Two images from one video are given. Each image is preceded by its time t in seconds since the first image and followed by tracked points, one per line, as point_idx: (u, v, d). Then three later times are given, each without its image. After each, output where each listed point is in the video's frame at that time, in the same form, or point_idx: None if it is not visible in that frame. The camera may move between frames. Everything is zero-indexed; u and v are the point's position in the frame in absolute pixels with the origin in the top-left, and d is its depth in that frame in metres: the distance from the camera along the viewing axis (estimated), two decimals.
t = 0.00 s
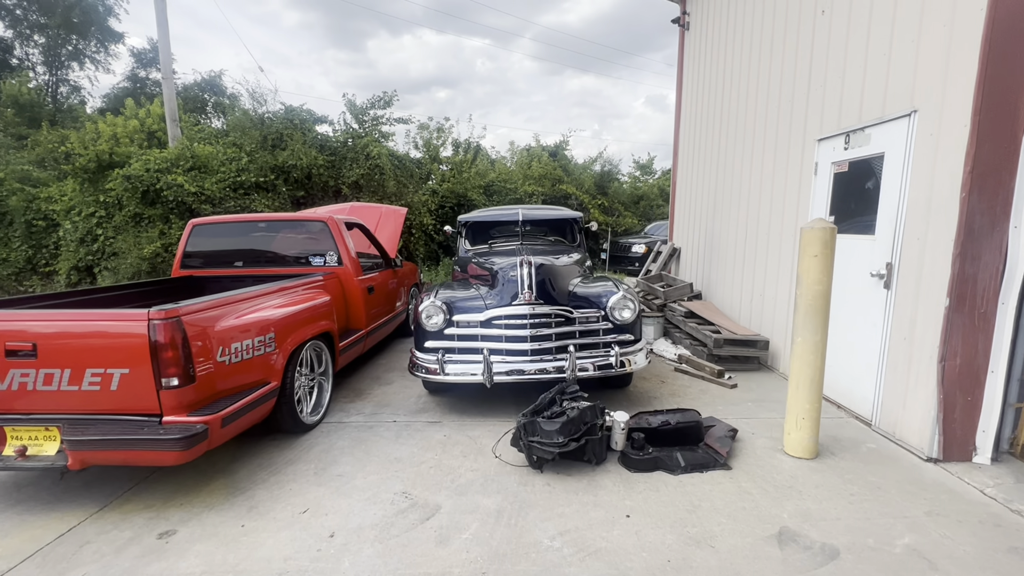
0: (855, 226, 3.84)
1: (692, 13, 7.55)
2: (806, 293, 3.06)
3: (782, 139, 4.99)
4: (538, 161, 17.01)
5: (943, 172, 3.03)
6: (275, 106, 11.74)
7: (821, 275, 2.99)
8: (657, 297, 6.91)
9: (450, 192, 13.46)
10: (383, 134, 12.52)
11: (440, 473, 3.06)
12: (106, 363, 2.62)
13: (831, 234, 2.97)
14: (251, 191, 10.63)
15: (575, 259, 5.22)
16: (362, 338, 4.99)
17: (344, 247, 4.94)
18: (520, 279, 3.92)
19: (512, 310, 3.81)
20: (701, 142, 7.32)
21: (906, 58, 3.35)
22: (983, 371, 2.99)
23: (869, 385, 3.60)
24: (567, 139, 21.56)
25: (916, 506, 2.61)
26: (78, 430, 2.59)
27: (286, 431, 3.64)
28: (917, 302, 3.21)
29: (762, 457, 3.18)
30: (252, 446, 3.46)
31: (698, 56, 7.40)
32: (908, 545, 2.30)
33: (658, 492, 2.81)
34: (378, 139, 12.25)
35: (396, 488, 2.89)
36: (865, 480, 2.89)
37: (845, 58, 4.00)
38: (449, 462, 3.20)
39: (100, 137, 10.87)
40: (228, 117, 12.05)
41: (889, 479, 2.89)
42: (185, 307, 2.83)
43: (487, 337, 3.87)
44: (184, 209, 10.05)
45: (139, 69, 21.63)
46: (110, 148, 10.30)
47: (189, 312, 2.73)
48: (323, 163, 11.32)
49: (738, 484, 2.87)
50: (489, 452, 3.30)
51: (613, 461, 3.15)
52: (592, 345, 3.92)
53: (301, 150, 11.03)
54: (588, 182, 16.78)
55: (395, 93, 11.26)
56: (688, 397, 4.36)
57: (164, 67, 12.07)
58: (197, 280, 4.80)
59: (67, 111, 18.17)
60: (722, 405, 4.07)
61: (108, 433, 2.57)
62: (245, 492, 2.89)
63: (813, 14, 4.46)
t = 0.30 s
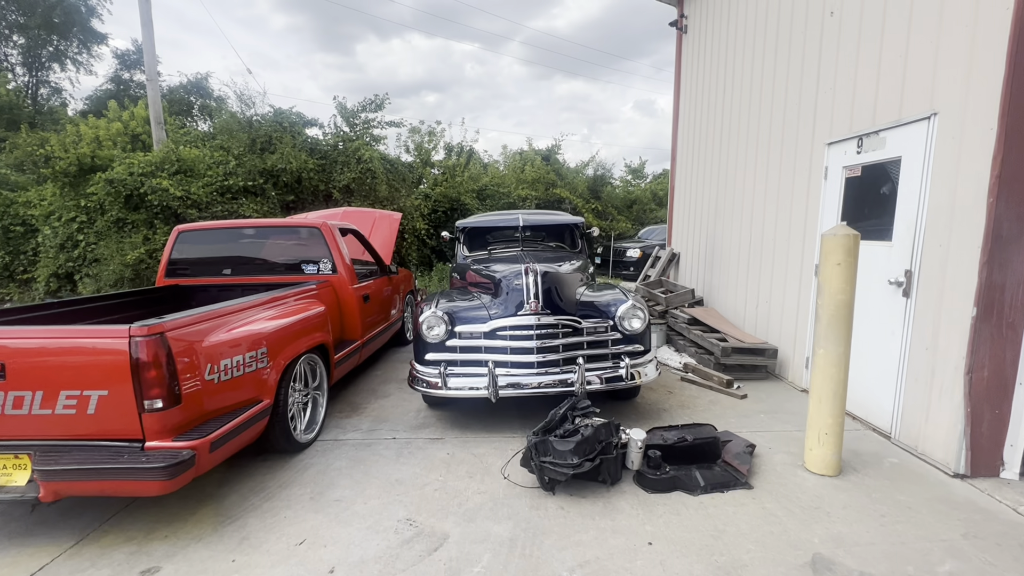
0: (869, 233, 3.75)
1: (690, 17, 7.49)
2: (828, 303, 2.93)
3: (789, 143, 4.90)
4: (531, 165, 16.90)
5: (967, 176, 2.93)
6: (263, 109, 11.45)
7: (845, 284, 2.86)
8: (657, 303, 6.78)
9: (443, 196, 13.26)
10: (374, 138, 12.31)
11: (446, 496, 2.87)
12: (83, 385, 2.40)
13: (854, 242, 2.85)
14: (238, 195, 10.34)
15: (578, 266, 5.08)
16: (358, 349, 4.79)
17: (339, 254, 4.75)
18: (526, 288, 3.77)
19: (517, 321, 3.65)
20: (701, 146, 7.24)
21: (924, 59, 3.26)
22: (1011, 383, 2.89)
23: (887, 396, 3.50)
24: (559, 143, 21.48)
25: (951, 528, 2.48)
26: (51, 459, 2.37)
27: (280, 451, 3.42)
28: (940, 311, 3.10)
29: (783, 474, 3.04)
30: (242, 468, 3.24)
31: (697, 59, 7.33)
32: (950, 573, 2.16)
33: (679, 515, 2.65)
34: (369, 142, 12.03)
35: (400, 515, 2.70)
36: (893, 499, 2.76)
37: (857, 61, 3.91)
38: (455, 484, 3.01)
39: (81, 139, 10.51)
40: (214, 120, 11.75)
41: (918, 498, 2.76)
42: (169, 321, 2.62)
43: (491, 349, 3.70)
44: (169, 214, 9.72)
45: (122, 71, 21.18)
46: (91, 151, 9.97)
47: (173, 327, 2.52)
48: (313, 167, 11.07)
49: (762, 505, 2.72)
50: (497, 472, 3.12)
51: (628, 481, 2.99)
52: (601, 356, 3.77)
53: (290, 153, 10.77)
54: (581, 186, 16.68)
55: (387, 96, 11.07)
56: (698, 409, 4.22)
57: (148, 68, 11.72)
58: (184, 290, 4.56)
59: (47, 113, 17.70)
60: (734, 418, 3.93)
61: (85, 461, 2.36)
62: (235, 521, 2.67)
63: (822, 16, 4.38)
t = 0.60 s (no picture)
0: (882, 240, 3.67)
1: (687, 18, 7.41)
2: (849, 313, 2.83)
3: (794, 146, 4.82)
4: (523, 167, 16.79)
5: (990, 183, 2.85)
6: (248, 109, 11.11)
7: (867, 295, 2.77)
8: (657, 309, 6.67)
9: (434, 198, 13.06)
10: (364, 139, 12.07)
11: (453, 522, 2.70)
12: (58, 410, 2.19)
13: (877, 251, 2.74)
14: (224, 197, 10.03)
15: (581, 272, 4.94)
16: (353, 359, 4.59)
17: (333, 261, 4.55)
18: (531, 297, 3.61)
19: (523, 331, 3.49)
20: (699, 149, 7.17)
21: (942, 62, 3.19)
22: None
23: (903, 407, 3.42)
24: (549, 144, 21.40)
25: (984, 550, 2.38)
26: (21, 492, 2.15)
27: (273, 472, 3.22)
28: (961, 320, 3.02)
29: (804, 492, 2.92)
30: (232, 492, 3.03)
31: (695, 62, 7.25)
32: None
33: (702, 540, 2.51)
34: (359, 144, 11.79)
35: (406, 544, 2.52)
36: (921, 518, 2.65)
37: (867, 64, 3.83)
38: (462, 507, 2.84)
39: (57, 139, 10.11)
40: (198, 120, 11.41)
41: (945, 516, 2.66)
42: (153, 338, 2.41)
43: (495, 361, 3.54)
44: (151, 217, 9.36)
45: (101, 69, 20.60)
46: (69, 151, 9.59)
47: (158, 345, 2.32)
48: (301, 168, 10.79)
49: (787, 527, 2.59)
50: (505, 493, 2.96)
51: (645, 501, 2.85)
52: (609, 368, 3.63)
53: (278, 154, 10.49)
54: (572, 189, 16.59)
55: (378, 97, 10.85)
56: (707, 420, 4.10)
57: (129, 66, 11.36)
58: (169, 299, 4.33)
59: (22, 112, 17.12)
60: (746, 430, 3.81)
61: (60, 494, 2.15)
62: (227, 553, 2.47)
63: (829, 18, 4.30)
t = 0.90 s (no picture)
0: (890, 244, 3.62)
1: (682, 18, 7.35)
2: (865, 322, 2.76)
3: (796, 148, 4.77)
4: (512, 167, 16.65)
5: (1008, 188, 2.80)
6: (231, 105, 10.77)
7: (885, 303, 2.69)
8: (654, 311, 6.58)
9: (424, 198, 12.85)
10: (352, 137, 11.81)
11: (459, 545, 2.55)
12: (27, 435, 1.99)
13: (897, 258, 2.66)
14: (206, 196, 9.71)
15: (581, 275, 4.82)
16: (346, 368, 4.42)
17: (325, 265, 4.37)
18: (535, 303, 3.48)
19: (527, 339, 3.36)
20: (695, 150, 7.11)
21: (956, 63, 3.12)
22: None
23: (914, 415, 3.36)
24: (537, 143, 21.29)
25: (1011, 567, 2.31)
26: None
27: (264, 492, 3.04)
28: (976, 327, 2.97)
29: (820, 506, 2.83)
30: (220, 515, 2.84)
31: (690, 62, 7.19)
32: None
33: (721, 560, 2.40)
34: (346, 142, 11.54)
35: (410, 570, 2.37)
36: (941, 532, 2.58)
37: (875, 64, 3.77)
38: (468, 528, 2.69)
39: (29, 135, 9.68)
40: (179, 116, 11.04)
41: (966, 530, 2.59)
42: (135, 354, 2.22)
43: (498, 371, 3.40)
44: (130, 216, 8.99)
45: (76, 62, 19.93)
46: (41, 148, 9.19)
47: (139, 362, 2.14)
48: (287, 167, 10.51)
49: (807, 545, 2.49)
50: (512, 511, 2.82)
51: (658, 518, 2.73)
52: (615, 376, 3.52)
53: (262, 152, 10.19)
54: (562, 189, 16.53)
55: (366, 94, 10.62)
56: (712, 427, 4.01)
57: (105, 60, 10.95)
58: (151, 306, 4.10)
59: None
60: (754, 438, 3.73)
61: (29, 528, 1.95)
62: None
63: (833, 17, 4.24)
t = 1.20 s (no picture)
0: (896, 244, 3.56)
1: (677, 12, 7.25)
2: (879, 324, 2.68)
3: (796, 145, 4.70)
4: (501, 162, 16.47)
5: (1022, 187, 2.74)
6: (211, 97, 10.40)
7: (902, 305, 2.61)
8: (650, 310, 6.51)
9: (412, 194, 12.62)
10: (338, 130, 11.52)
11: (464, 562, 2.41)
12: None
13: (913, 258, 2.59)
14: (186, 191, 9.36)
15: (580, 274, 4.70)
16: (337, 371, 4.24)
17: (314, 264, 4.17)
18: (537, 304, 3.34)
19: (530, 342, 3.22)
20: (690, 146, 7.03)
21: (968, 59, 3.06)
22: None
23: (921, 416, 3.32)
24: (525, 137, 21.11)
25: None
26: None
27: (253, 506, 2.86)
28: (987, 329, 2.92)
29: (833, 513, 2.76)
30: (206, 532, 2.67)
31: (685, 56, 7.10)
32: None
33: (739, 573, 2.31)
34: (332, 135, 11.25)
35: None
36: (958, 539, 2.52)
37: (881, 60, 3.70)
38: (472, 543, 2.56)
39: None
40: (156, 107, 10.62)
41: (983, 536, 2.54)
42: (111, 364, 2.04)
43: (499, 375, 3.26)
44: (105, 212, 8.61)
45: (46, 51, 19.15)
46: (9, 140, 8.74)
47: (116, 374, 1.95)
48: (270, 161, 10.20)
49: (825, 555, 2.41)
50: (518, 523, 2.69)
51: (670, 529, 2.63)
52: (620, 379, 3.41)
53: (244, 145, 9.86)
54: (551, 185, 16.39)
55: (352, 88, 10.34)
56: (716, 430, 3.93)
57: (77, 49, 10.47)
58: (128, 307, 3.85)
59: None
60: (759, 441, 3.66)
61: None
62: None
63: (836, 12, 4.17)
